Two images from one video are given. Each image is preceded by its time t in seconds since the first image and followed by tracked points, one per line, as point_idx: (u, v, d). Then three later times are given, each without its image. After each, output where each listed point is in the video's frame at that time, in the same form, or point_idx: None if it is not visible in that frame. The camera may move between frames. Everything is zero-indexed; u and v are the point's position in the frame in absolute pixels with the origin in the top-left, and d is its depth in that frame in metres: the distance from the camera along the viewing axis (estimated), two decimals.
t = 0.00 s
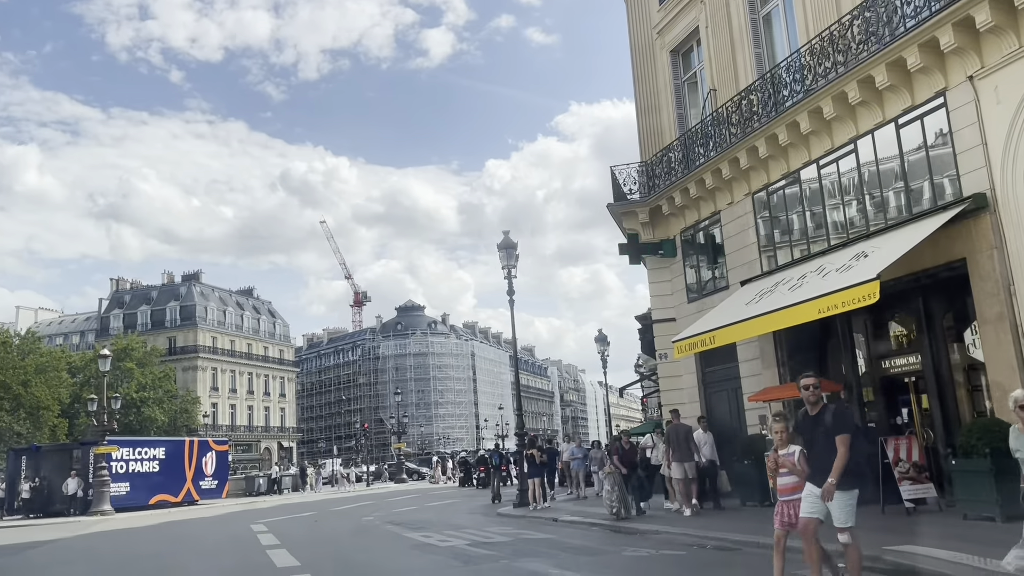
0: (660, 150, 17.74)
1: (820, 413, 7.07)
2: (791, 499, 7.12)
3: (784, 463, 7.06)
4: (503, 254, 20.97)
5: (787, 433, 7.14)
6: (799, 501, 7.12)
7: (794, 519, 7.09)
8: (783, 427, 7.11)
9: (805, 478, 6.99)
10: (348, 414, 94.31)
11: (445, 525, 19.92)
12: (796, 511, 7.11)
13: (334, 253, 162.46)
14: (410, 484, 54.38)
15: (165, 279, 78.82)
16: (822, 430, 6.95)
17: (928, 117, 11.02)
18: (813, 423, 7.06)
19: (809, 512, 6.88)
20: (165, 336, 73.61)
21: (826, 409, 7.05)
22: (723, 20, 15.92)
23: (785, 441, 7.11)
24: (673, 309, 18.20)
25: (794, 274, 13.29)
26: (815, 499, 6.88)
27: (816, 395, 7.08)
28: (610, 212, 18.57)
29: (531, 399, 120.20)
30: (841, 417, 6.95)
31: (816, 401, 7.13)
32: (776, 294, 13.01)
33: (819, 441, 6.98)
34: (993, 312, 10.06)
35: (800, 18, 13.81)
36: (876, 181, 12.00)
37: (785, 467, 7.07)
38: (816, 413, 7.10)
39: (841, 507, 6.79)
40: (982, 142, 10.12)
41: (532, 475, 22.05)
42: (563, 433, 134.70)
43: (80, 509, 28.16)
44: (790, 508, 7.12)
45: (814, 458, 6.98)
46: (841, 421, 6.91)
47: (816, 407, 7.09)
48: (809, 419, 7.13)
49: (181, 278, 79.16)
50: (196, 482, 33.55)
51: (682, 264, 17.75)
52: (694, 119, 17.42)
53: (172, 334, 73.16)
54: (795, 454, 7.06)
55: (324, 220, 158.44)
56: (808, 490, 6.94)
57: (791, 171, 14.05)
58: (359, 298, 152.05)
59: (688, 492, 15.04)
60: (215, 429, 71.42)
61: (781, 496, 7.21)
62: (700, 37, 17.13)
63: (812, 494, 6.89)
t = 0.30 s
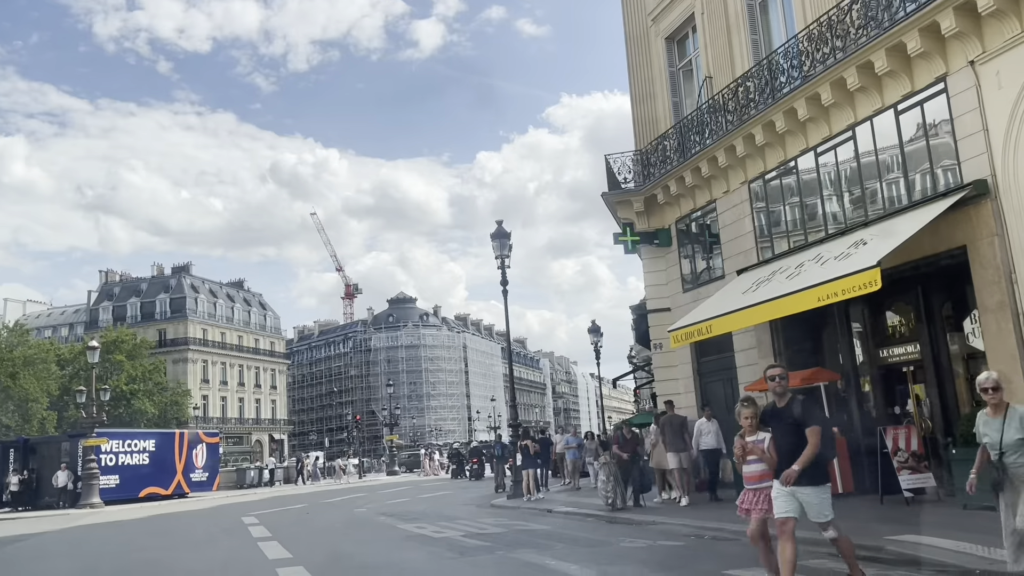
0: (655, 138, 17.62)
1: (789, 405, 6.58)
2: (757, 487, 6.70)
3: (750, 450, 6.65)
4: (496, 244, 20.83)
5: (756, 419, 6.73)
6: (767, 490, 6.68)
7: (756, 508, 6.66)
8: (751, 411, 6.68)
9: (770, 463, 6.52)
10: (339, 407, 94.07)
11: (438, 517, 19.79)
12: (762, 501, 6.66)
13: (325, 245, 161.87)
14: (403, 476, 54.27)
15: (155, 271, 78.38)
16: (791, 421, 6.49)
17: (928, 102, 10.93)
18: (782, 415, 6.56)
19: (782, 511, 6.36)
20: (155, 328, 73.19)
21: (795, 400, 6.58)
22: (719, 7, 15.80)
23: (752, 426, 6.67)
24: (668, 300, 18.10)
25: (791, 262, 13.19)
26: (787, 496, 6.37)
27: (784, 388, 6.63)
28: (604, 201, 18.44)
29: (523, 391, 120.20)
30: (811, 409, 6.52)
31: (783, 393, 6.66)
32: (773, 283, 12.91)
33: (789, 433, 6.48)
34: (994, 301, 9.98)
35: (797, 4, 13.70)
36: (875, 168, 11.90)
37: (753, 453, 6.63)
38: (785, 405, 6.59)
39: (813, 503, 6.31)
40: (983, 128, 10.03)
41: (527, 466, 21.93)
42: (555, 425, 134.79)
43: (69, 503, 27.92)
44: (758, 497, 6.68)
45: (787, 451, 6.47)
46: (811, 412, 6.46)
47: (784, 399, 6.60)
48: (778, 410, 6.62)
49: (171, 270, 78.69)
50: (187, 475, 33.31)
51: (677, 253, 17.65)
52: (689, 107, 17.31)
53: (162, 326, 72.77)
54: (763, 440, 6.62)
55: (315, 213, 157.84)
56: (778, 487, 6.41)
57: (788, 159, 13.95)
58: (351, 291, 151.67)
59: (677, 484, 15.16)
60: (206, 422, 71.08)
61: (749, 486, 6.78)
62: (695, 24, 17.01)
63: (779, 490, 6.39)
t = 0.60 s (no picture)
0: (652, 128, 17.49)
1: (760, 394, 6.19)
2: (725, 486, 6.26)
3: (720, 446, 6.27)
4: (491, 236, 20.69)
5: (726, 412, 6.35)
6: (736, 488, 6.25)
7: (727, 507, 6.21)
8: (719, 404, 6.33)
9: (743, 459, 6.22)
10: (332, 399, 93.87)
11: (434, 510, 19.69)
12: (732, 500, 6.23)
13: (317, 239, 161.28)
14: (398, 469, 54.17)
15: (146, 264, 78.01)
16: (764, 411, 6.12)
17: (929, 90, 10.84)
18: (753, 405, 6.18)
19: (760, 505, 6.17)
20: (147, 322, 72.84)
21: (766, 386, 6.18)
22: None
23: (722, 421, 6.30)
24: (664, 291, 18.01)
25: (790, 253, 13.10)
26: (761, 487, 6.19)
27: (754, 374, 6.19)
28: (600, 192, 18.31)
29: (517, 383, 120.17)
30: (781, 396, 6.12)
31: (751, 380, 6.26)
32: (772, 273, 12.81)
33: (760, 425, 6.14)
34: (996, 291, 9.92)
35: None
36: (875, 158, 11.81)
37: (722, 450, 6.25)
38: (755, 394, 6.22)
39: (776, 488, 6.02)
40: (986, 116, 9.96)
41: (522, 458, 21.84)
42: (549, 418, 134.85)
43: (60, 497, 27.74)
44: (729, 496, 6.25)
45: (757, 444, 6.15)
46: (784, 399, 6.07)
47: (755, 388, 6.22)
48: (746, 402, 6.24)
49: (162, 262, 78.30)
50: (179, 468, 33.13)
51: (673, 244, 17.55)
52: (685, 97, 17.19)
53: (155, 319, 72.42)
54: (734, 436, 6.25)
55: (308, 206, 157.22)
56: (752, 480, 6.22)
57: (786, 148, 13.85)
58: (343, 284, 151.29)
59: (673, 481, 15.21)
60: (198, 415, 70.83)
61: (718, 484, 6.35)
62: (692, 12, 16.87)
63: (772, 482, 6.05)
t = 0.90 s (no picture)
0: (650, 119, 17.39)
1: (734, 392, 5.83)
2: (700, 481, 6.21)
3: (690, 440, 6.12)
4: (487, 228, 20.59)
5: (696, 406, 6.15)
6: (711, 483, 6.19)
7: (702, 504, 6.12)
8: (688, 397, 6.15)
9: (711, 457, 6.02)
10: (326, 393, 93.69)
11: (430, 503, 19.61)
12: (708, 495, 6.16)
13: (310, 232, 160.90)
14: (393, 462, 54.04)
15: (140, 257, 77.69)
16: (737, 411, 5.78)
17: (930, 80, 10.78)
18: (726, 404, 5.84)
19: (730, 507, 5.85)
20: (140, 315, 72.55)
21: (741, 386, 5.81)
22: None
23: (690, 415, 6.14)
24: (662, 283, 17.94)
25: (789, 244, 13.04)
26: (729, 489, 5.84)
27: (729, 372, 5.84)
28: (597, 184, 18.21)
29: (511, 377, 120.13)
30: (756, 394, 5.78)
31: (726, 377, 5.91)
32: (772, 265, 12.74)
33: (730, 423, 5.83)
34: (998, 282, 9.88)
35: None
36: (875, 149, 11.75)
37: (691, 444, 6.14)
38: (729, 392, 5.86)
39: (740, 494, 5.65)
40: (988, 106, 9.90)
41: (519, 451, 21.76)
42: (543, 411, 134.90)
43: (53, 491, 27.58)
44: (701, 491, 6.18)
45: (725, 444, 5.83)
46: (758, 397, 5.72)
47: (729, 386, 5.86)
48: (718, 400, 5.90)
49: (156, 255, 77.97)
50: (173, 461, 32.97)
51: (671, 236, 17.48)
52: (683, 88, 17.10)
53: (148, 312, 72.11)
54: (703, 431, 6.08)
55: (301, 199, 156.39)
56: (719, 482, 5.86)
57: (786, 139, 13.78)
58: (337, 277, 151.02)
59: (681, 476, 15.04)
60: (192, 408, 70.59)
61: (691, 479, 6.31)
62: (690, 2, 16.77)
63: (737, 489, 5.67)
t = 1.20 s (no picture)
0: (648, 112, 17.30)
1: (702, 382, 5.55)
2: (658, 482, 5.84)
3: (651, 438, 5.78)
4: (484, 222, 20.49)
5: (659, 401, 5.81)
6: (670, 484, 5.83)
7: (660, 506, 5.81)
8: (651, 393, 5.78)
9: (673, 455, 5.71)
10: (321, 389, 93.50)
11: (427, 499, 19.49)
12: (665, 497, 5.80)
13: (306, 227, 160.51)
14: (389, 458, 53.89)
15: (134, 253, 77.41)
16: (703, 403, 5.48)
17: (933, 71, 10.72)
18: (690, 394, 5.56)
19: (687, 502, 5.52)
20: (135, 310, 72.31)
21: (711, 374, 5.52)
22: None
23: (651, 411, 5.77)
24: (660, 278, 17.86)
25: (789, 239, 12.95)
26: (694, 484, 5.54)
27: (699, 360, 5.54)
28: (595, 178, 18.10)
29: (507, 373, 120.08)
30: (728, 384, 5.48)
31: (698, 365, 5.61)
32: (772, 259, 12.64)
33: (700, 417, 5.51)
34: (1001, 276, 9.83)
35: None
36: (876, 142, 11.68)
37: (652, 443, 5.79)
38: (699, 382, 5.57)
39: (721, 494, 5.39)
40: (992, 97, 9.86)
41: (516, 447, 21.67)
42: (539, 407, 134.89)
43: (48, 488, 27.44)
44: (661, 493, 5.82)
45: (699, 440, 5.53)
46: (729, 388, 5.42)
47: (699, 374, 5.58)
48: (685, 389, 5.62)
49: (150, 251, 77.70)
50: (168, 457, 32.83)
51: (670, 230, 17.39)
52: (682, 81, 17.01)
53: (143, 308, 71.85)
54: (665, 428, 5.76)
55: (296, 194, 156.07)
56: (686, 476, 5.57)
57: (786, 132, 13.70)
58: (332, 273, 150.79)
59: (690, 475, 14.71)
60: (187, 404, 70.38)
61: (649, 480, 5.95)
62: None
63: (686, 478, 5.57)
